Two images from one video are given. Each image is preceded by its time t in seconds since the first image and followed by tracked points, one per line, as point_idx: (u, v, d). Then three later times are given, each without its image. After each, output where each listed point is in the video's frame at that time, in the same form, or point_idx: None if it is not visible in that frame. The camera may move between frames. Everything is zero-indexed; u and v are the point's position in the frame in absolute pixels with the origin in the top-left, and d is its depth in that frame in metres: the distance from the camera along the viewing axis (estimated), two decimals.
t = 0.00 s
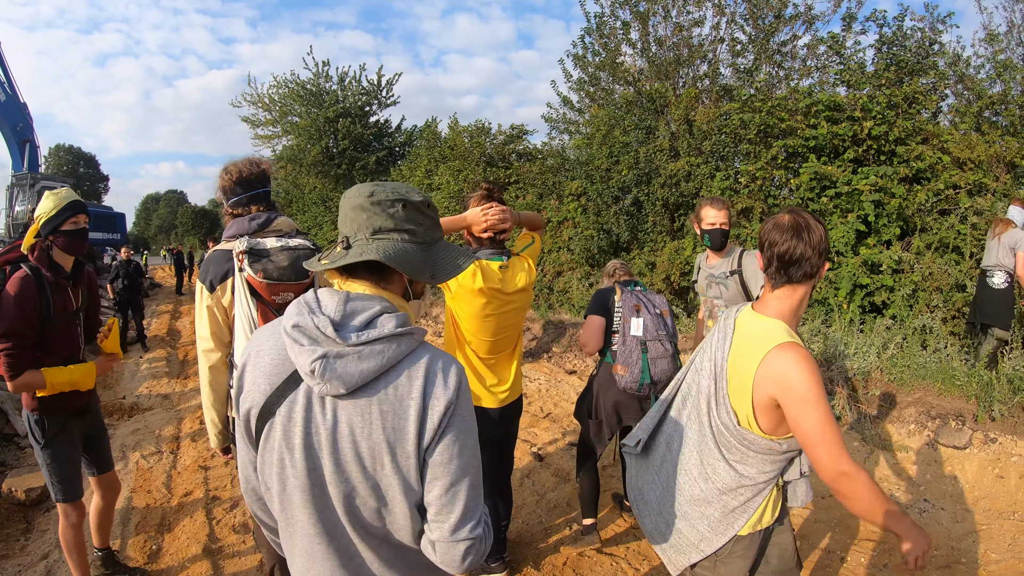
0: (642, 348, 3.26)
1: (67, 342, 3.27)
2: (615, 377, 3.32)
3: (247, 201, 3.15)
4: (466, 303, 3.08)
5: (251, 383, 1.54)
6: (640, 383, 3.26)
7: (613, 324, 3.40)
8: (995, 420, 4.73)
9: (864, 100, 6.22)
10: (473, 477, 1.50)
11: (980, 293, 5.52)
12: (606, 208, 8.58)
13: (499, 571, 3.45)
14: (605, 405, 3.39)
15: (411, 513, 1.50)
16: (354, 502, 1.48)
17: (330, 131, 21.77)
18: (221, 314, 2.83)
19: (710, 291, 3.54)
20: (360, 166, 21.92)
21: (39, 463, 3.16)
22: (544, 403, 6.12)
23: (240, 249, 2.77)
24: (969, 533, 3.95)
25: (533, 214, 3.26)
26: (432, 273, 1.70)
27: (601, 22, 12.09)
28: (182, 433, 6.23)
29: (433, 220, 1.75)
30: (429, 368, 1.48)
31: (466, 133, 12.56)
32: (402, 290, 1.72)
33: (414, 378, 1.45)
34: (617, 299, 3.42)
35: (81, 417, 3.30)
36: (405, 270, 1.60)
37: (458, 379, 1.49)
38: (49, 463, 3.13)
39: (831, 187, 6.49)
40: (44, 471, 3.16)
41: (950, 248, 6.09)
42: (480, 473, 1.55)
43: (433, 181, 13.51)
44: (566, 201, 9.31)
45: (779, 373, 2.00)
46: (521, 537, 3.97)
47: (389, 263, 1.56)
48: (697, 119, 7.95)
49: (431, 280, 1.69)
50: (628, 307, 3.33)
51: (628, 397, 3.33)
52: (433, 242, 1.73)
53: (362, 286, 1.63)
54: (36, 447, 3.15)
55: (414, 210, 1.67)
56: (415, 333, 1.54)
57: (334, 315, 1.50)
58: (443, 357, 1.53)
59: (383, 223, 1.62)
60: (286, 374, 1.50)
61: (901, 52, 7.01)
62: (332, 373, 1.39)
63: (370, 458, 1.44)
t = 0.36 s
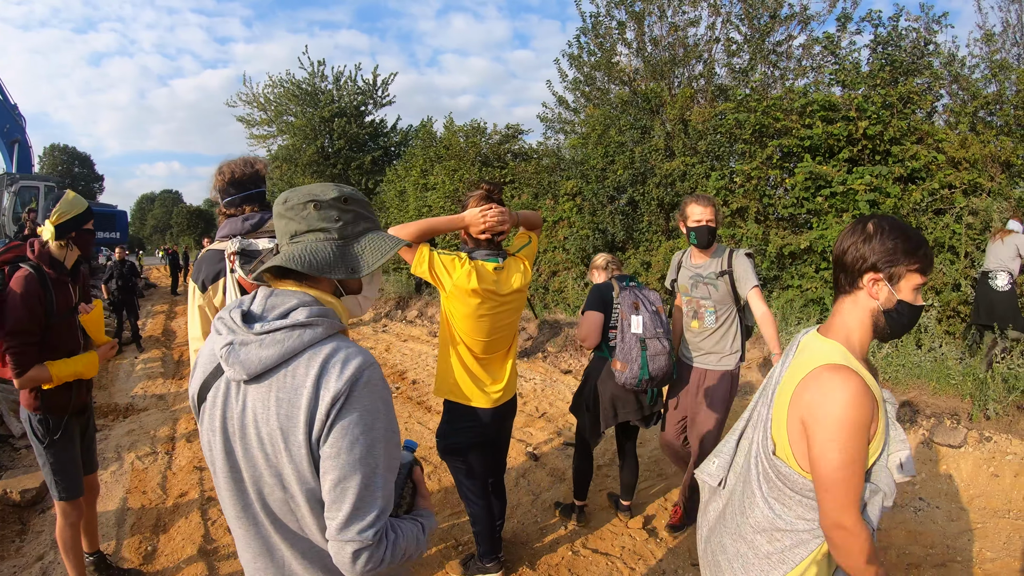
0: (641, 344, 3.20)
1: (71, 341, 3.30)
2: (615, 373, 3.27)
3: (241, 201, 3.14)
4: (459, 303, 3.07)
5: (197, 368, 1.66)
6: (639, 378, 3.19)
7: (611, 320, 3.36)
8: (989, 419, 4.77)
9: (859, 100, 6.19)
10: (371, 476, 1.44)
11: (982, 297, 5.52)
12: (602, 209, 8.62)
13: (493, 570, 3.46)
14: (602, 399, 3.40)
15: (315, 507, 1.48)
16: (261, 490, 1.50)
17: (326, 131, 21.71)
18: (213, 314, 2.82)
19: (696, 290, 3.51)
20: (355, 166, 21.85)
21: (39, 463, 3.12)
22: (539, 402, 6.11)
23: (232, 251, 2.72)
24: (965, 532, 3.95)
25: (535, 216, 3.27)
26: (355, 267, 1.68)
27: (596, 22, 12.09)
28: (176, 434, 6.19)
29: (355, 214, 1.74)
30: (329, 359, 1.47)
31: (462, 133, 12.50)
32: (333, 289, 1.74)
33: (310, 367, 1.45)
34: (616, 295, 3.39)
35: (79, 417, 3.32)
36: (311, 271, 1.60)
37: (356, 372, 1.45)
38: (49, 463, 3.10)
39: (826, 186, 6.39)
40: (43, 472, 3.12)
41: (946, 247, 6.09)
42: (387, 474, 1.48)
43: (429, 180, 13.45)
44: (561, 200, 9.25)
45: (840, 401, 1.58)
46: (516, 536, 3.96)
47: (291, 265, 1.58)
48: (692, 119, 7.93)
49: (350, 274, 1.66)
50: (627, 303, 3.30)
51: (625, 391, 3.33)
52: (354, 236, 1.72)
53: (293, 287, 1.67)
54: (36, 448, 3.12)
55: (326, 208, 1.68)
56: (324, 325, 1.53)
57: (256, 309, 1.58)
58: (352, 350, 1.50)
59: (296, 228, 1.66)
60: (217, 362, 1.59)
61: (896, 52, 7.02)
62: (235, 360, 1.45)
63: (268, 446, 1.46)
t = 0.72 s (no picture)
0: (614, 351, 3.68)
1: (69, 335, 3.34)
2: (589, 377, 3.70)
3: (232, 202, 3.13)
4: (452, 306, 3.07)
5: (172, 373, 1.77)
6: (613, 381, 3.63)
7: (584, 324, 3.76)
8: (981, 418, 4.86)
9: (850, 100, 6.13)
10: (282, 484, 1.39)
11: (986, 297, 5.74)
12: (594, 208, 8.34)
13: (486, 570, 3.45)
14: (578, 400, 3.73)
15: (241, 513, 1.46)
16: (198, 490, 1.52)
17: (319, 131, 21.61)
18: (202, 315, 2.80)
19: (681, 291, 3.54)
20: (347, 165, 21.74)
21: (35, 462, 3.11)
22: (532, 402, 6.11)
23: (222, 251, 2.69)
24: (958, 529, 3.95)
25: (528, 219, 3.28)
26: (289, 272, 1.74)
27: (589, 22, 12.08)
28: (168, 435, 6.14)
29: (302, 218, 1.82)
30: (251, 361, 1.46)
31: (454, 133, 12.43)
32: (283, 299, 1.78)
33: (233, 368, 1.46)
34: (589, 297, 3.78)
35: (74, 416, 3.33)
36: (242, 275, 1.69)
37: (272, 375, 1.42)
38: (48, 462, 3.10)
39: (818, 185, 6.35)
40: (39, 470, 3.11)
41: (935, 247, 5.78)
42: (304, 483, 1.41)
43: (421, 180, 13.38)
44: (553, 201, 8.98)
45: (934, 406, 1.40)
46: (509, 537, 3.94)
47: (225, 269, 1.68)
48: (685, 119, 7.90)
49: (281, 278, 1.72)
50: (600, 308, 3.75)
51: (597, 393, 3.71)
52: (295, 240, 1.79)
53: (248, 290, 1.74)
54: (33, 446, 3.11)
55: (273, 214, 1.79)
56: (254, 327, 1.52)
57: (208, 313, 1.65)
58: (277, 353, 1.48)
59: (247, 233, 1.80)
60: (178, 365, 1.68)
61: (888, 51, 7.03)
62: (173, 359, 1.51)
63: (199, 445, 1.48)
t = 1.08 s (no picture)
0: (590, 347, 3.69)
1: (54, 335, 3.30)
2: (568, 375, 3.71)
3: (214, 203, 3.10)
4: (436, 306, 3.05)
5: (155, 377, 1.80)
6: (593, 377, 3.67)
7: (559, 322, 3.77)
8: (964, 414, 4.92)
9: (834, 100, 6.11)
10: (234, 515, 1.37)
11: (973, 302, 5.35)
12: (579, 208, 8.35)
13: (472, 570, 3.45)
14: (558, 400, 3.76)
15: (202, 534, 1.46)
16: (166, 504, 1.54)
17: (303, 130, 21.44)
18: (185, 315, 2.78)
19: (663, 285, 3.53)
20: (332, 165, 21.58)
21: (21, 463, 3.05)
22: (516, 401, 6.12)
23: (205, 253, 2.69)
24: (942, 523, 3.99)
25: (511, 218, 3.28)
26: (257, 276, 1.71)
27: (574, 22, 12.09)
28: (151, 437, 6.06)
29: (274, 215, 1.78)
30: (206, 381, 1.44)
31: (439, 132, 12.35)
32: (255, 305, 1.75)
33: (187, 389, 1.44)
34: (560, 295, 3.82)
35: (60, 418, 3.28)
36: (207, 280, 1.67)
37: (223, 400, 1.39)
38: (35, 463, 3.05)
39: (801, 185, 6.31)
40: (24, 471, 3.04)
41: (919, 245, 5.99)
42: (258, 514, 1.38)
43: (406, 180, 13.28)
44: (537, 200, 8.97)
45: None
46: (494, 536, 3.92)
47: (189, 273, 1.65)
48: (669, 119, 7.84)
49: (247, 283, 1.69)
50: (573, 304, 3.78)
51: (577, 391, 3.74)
52: (267, 240, 1.76)
53: (224, 296, 1.74)
54: (18, 447, 3.04)
55: (241, 210, 1.75)
56: (212, 342, 1.50)
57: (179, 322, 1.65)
58: (232, 373, 1.45)
59: (219, 231, 1.78)
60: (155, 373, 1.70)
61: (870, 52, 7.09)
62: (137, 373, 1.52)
63: (161, 462, 1.49)
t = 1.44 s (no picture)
0: (556, 338, 3.50)
1: (11, 336, 3.19)
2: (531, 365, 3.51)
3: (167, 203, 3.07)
4: (387, 303, 3.04)
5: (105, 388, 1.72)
6: (556, 369, 3.46)
7: (523, 315, 3.61)
8: (919, 406, 5.03)
9: (794, 101, 6.21)
10: (186, 554, 1.32)
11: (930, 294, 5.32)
12: (540, 207, 8.31)
13: (431, 567, 3.45)
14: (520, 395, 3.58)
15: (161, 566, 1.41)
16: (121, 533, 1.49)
17: (267, 129, 21.06)
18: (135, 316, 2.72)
19: (614, 280, 3.52)
20: (296, 164, 21.24)
21: None
22: (479, 399, 6.14)
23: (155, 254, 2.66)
24: (898, 513, 4.13)
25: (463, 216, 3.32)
26: (220, 281, 1.61)
27: (538, 22, 12.15)
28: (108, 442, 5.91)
29: (236, 213, 1.68)
30: (149, 409, 1.37)
31: (403, 131, 12.23)
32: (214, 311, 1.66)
33: (130, 418, 1.37)
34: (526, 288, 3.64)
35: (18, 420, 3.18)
36: (163, 286, 1.56)
37: (167, 431, 1.32)
38: None
39: (761, 184, 6.38)
40: None
41: (875, 242, 6.08)
42: (212, 553, 1.33)
43: (369, 179, 13.11)
44: (500, 199, 8.97)
45: None
46: (454, 532, 3.89)
47: (142, 277, 1.54)
48: (631, 119, 7.77)
49: (211, 289, 1.59)
50: (538, 296, 3.60)
51: (542, 384, 3.55)
52: (229, 241, 1.66)
53: (179, 307, 1.62)
54: None
55: (199, 206, 1.64)
56: (154, 363, 1.41)
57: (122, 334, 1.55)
58: (177, 400, 1.37)
59: (173, 229, 1.67)
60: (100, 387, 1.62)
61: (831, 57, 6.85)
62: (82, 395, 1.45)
63: (111, 493, 1.43)
